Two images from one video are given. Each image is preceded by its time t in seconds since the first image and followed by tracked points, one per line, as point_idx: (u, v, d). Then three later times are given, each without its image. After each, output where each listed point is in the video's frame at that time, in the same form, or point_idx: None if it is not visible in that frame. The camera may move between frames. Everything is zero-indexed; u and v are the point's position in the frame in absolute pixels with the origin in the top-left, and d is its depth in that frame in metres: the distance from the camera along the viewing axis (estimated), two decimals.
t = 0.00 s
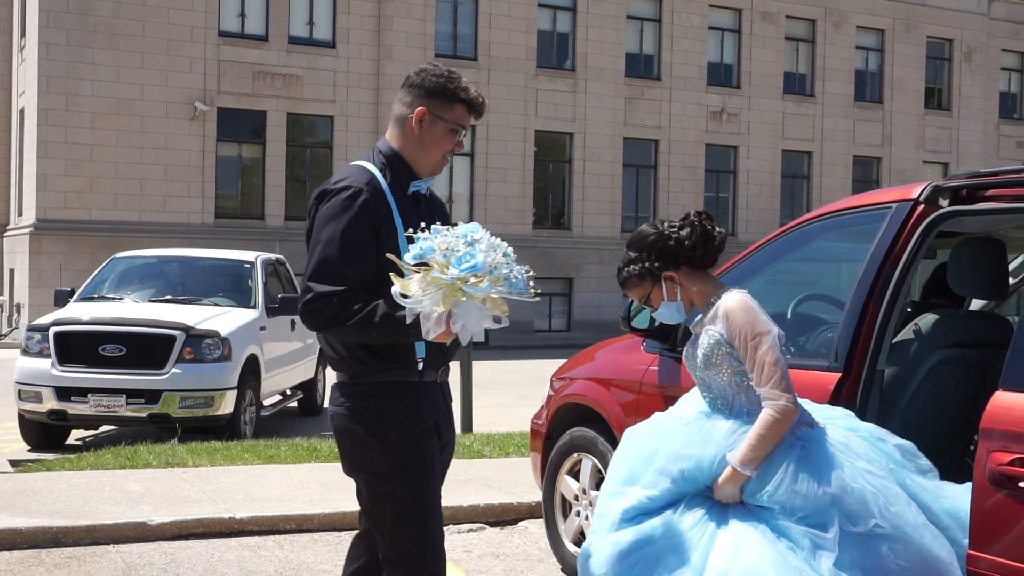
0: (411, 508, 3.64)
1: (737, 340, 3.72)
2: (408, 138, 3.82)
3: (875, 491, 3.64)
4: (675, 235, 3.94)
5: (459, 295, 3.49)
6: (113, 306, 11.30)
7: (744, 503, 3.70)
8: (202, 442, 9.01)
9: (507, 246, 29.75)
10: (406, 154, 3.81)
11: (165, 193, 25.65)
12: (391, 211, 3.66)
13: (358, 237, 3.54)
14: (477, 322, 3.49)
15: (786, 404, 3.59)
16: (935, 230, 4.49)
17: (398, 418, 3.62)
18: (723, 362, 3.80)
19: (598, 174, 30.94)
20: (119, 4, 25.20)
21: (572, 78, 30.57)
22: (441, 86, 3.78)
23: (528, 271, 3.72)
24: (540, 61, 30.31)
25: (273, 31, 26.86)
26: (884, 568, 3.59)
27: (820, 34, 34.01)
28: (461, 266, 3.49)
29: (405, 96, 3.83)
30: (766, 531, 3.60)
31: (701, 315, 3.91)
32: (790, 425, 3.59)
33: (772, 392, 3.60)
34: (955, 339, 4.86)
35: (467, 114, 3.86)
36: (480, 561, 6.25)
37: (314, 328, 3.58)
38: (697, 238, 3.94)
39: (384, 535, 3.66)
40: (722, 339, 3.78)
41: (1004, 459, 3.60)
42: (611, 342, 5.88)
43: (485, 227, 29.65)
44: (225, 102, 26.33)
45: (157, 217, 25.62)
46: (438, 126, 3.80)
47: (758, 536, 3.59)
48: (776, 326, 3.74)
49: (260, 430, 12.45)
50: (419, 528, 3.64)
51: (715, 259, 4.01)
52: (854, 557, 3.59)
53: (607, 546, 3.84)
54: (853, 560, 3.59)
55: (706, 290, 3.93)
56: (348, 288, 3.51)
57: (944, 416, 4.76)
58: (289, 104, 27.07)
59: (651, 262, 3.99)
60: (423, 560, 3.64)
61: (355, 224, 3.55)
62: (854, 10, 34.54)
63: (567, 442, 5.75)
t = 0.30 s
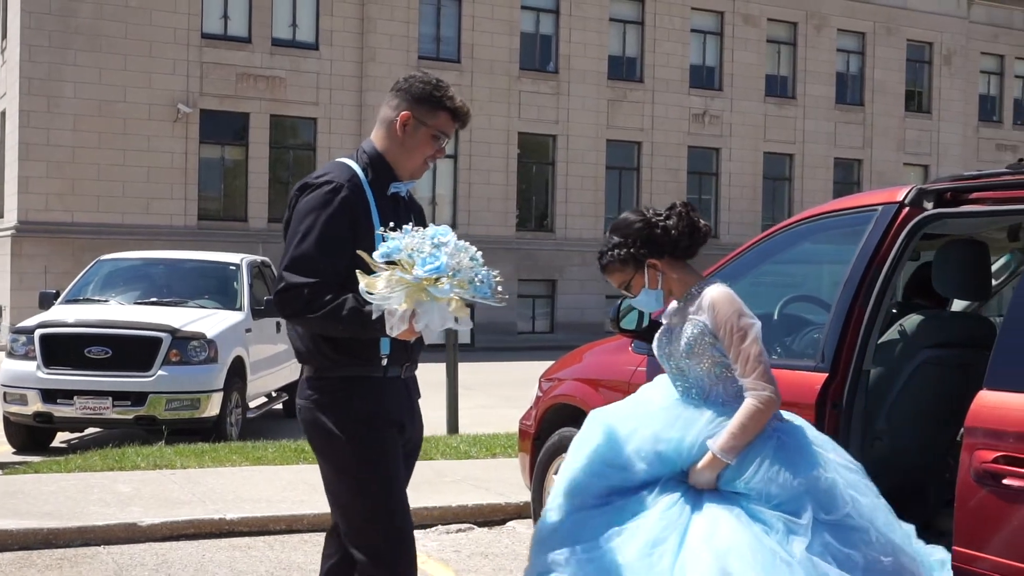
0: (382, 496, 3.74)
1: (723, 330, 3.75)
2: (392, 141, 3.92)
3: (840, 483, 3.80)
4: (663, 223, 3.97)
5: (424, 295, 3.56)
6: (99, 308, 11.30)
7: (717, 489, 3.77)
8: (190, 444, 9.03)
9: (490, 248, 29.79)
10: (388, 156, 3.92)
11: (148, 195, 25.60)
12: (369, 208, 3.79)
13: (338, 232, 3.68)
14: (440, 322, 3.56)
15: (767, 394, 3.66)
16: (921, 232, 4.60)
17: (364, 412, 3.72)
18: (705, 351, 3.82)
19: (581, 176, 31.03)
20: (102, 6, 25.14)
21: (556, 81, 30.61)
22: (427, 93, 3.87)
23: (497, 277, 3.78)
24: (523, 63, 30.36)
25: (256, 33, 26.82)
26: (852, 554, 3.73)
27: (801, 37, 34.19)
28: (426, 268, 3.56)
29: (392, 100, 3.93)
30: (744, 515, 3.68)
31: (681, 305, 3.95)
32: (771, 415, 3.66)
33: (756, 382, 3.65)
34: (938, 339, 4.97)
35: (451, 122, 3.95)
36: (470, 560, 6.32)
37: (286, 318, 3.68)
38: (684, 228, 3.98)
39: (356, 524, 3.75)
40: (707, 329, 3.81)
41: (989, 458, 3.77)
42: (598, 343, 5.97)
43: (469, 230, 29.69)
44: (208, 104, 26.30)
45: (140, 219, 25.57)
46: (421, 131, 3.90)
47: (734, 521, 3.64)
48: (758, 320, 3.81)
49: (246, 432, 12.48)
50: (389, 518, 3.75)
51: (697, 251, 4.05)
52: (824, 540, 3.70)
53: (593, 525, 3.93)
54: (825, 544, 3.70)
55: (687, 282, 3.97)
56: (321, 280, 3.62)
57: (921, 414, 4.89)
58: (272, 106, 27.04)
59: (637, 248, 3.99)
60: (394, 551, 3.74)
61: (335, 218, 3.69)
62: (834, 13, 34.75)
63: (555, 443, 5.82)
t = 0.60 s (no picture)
0: (346, 490, 3.75)
1: (691, 325, 3.78)
2: (364, 144, 3.98)
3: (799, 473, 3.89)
4: (631, 218, 3.97)
5: (390, 299, 3.62)
6: (79, 310, 11.26)
7: (679, 478, 3.80)
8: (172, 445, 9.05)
9: (470, 250, 29.82)
10: (360, 158, 3.97)
11: (127, 196, 25.52)
12: (339, 209, 3.84)
13: (305, 231, 3.74)
14: (404, 326, 3.62)
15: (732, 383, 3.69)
16: (897, 233, 4.68)
17: (331, 408, 3.77)
18: (672, 345, 3.85)
19: (561, 177, 31.10)
20: (81, 6, 25.05)
21: (536, 82, 30.68)
22: (399, 99, 3.93)
23: (463, 284, 3.84)
24: (503, 65, 30.40)
25: (236, 33, 26.75)
26: (810, 545, 3.81)
27: (779, 40, 34.38)
28: (392, 273, 3.61)
29: (366, 104, 3.99)
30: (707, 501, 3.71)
31: (645, 299, 3.95)
32: (735, 408, 3.70)
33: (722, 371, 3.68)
34: (915, 339, 5.05)
35: (421, 129, 4.02)
36: (452, 560, 6.39)
37: (254, 314, 3.75)
38: (652, 223, 3.98)
39: (320, 518, 3.76)
40: (673, 323, 3.83)
41: (964, 457, 3.85)
42: (580, 345, 6.06)
43: (449, 231, 29.72)
44: (188, 105, 26.23)
45: (120, 220, 25.48)
46: (392, 136, 3.96)
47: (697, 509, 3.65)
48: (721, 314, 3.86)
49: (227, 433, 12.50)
50: (352, 512, 3.75)
51: (663, 247, 4.06)
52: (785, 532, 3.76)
53: (545, 508, 3.86)
54: (786, 534, 3.77)
55: (652, 278, 3.98)
56: (288, 277, 3.71)
57: (895, 414, 5.00)
58: (251, 107, 26.98)
59: (603, 242, 3.98)
60: (355, 544, 3.74)
61: (302, 215, 3.75)
62: (813, 16, 34.99)
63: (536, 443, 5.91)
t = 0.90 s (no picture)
0: (309, 494, 3.79)
1: (651, 325, 3.82)
2: (328, 148, 4.01)
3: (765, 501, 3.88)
4: (595, 222, 3.99)
5: (358, 303, 3.67)
6: (58, 315, 11.24)
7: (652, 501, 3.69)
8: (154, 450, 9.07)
9: (449, 254, 29.86)
10: (325, 164, 4.01)
11: (106, 200, 25.43)
12: (305, 214, 3.88)
13: (274, 237, 3.77)
14: (372, 327, 3.68)
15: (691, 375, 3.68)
16: (872, 239, 4.75)
17: (300, 411, 3.80)
18: (633, 348, 3.89)
19: (540, 181, 31.13)
20: (58, 10, 24.96)
21: (515, 87, 30.75)
22: (363, 105, 3.97)
23: (428, 284, 3.89)
24: (482, 69, 30.49)
25: (215, 37, 26.68)
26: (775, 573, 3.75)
27: (757, 45, 34.61)
28: (359, 278, 3.66)
29: (330, 110, 4.03)
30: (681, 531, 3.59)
31: (607, 304, 4.00)
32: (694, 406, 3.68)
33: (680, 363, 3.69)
34: (889, 344, 5.11)
35: (386, 134, 4.05)
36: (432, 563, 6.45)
37: (224, 318, 3.76)
38: (615, 228, 4.02)
39: (282, 521, 3.79)
40: (633, 327, 3.87)
41: (937, 458, 3.93)
42: (559, 349, 6.15)
43: (429, 235, 29.74)
44: (166, 109, 26.18)
45: (98, 225, 25.36)
46: (355, 141, 3.99)
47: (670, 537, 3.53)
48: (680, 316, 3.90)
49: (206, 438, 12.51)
50: (315, 515, 3.80)
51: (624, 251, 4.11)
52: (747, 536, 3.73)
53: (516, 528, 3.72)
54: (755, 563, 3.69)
55: (614, 282, 4.01)
56: (258, 282, 3.73)
57: (871, 417, 5.09)
58: (231, 111, 26.92)
59: (567, 246, 3.99)
60: (317, 549, 3.80)
61: (270, 222, 3.78)
62: (790, 21, 35.23)
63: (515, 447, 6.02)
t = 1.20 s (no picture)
0: (271, 492, 3.83)
1: (624, 322, 3.91)
2: (292, 149, 4.05)
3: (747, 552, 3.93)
4: (567, 225, 4.06)
5: (328, 300, 3.72)
6: (37, 314, 11.21)
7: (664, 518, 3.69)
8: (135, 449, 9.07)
9: (429, 253, 29.86)
10: (290, 164, 4.05)
11: (84, 199, 25.32)
12: (272, 217, 3.92)
13: (241, 239, 3.83)
14: (341, 324, 3.74)
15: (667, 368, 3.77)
16: (845, 240, 4.82)
17: (266, 411, 3.85)
18: (607, 348, 3.97)
19: (520, 179, 31.15)
20: (35, 7, 24.84)
21: (494, 86, 30.79)
22: (328, 107, 4.01)
23: (395, 277, 3.94)
24: (461, 68, 30.52)
25: (193, 35, 26.61)
26: None
27: (735, 44, 34.77)
28: (329, 276, 3.71)
29: (294, 112, 4.07)
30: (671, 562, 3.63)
31: (580, 306, 4.07)
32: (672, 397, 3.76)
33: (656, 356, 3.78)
34: (863, 344, 5.18)
35: (349, 136, 4.10)
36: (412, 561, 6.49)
37: (194, 320, 3.81)
38: (586, 231, 4.09)
39: (241, 518, 3.82)
40: (608, 327, 3.95)
41: (909, 455, 4.00)
42: (538, 349, 6.21)
43: (408, 234, 29.75)
44: (144, 107, 26.10)
45: (76, 223, 25.24)
46: (320, 141, 4.03)
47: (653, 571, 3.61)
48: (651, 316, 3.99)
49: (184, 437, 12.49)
50: (277, 514, 3.84)
51: (593, 254, 4.18)
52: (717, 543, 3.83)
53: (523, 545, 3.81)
54: None
55: (586, 284, 4.09)
56: (228, 283, 3.79)
57: (845, 415, 5.17)
58: (209, 110, 26.81)
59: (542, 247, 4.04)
60: (275, 547, 3.84)
61: (237, 224, 3.83)
62: (768, 21, 35.41)
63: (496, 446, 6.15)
